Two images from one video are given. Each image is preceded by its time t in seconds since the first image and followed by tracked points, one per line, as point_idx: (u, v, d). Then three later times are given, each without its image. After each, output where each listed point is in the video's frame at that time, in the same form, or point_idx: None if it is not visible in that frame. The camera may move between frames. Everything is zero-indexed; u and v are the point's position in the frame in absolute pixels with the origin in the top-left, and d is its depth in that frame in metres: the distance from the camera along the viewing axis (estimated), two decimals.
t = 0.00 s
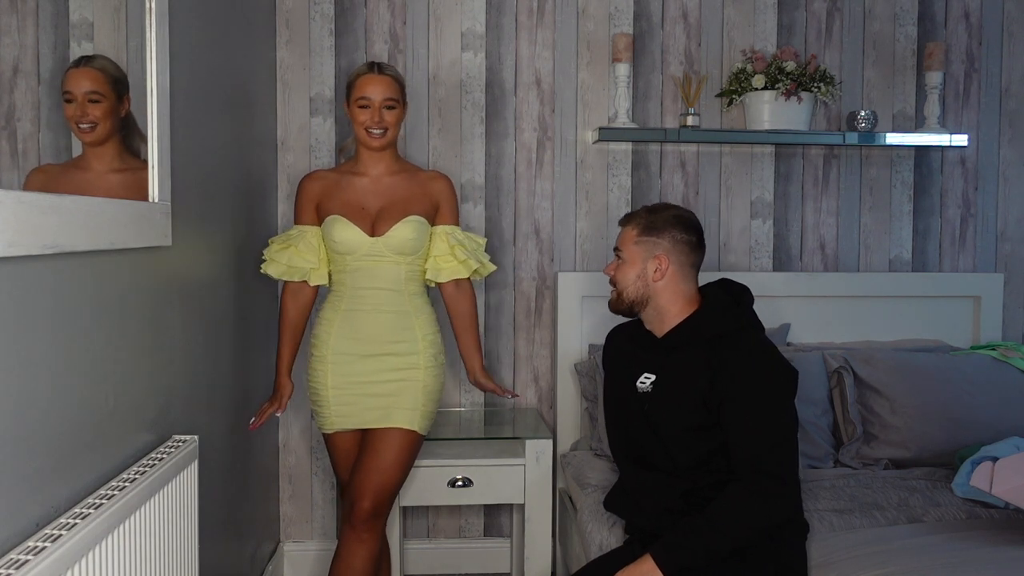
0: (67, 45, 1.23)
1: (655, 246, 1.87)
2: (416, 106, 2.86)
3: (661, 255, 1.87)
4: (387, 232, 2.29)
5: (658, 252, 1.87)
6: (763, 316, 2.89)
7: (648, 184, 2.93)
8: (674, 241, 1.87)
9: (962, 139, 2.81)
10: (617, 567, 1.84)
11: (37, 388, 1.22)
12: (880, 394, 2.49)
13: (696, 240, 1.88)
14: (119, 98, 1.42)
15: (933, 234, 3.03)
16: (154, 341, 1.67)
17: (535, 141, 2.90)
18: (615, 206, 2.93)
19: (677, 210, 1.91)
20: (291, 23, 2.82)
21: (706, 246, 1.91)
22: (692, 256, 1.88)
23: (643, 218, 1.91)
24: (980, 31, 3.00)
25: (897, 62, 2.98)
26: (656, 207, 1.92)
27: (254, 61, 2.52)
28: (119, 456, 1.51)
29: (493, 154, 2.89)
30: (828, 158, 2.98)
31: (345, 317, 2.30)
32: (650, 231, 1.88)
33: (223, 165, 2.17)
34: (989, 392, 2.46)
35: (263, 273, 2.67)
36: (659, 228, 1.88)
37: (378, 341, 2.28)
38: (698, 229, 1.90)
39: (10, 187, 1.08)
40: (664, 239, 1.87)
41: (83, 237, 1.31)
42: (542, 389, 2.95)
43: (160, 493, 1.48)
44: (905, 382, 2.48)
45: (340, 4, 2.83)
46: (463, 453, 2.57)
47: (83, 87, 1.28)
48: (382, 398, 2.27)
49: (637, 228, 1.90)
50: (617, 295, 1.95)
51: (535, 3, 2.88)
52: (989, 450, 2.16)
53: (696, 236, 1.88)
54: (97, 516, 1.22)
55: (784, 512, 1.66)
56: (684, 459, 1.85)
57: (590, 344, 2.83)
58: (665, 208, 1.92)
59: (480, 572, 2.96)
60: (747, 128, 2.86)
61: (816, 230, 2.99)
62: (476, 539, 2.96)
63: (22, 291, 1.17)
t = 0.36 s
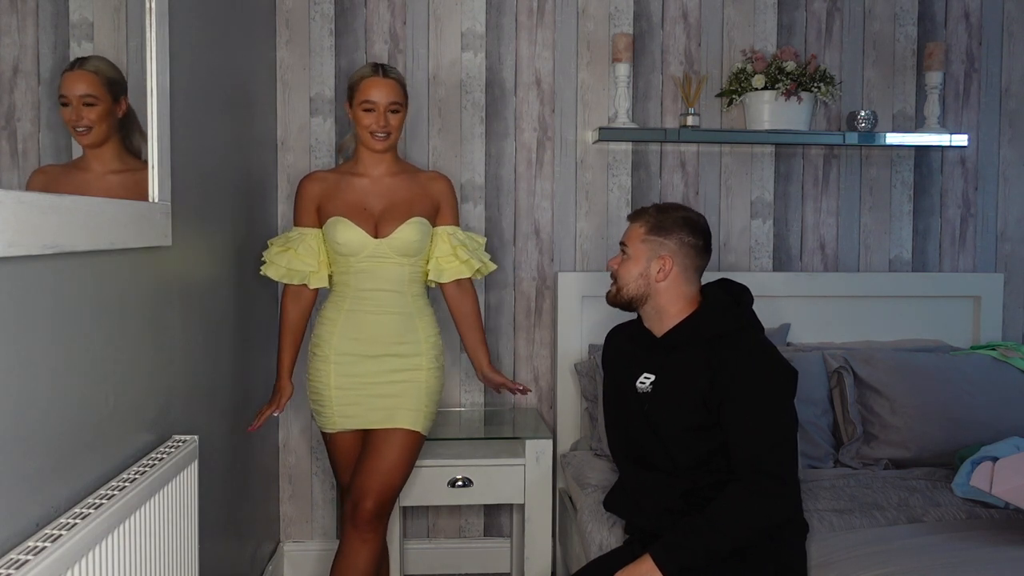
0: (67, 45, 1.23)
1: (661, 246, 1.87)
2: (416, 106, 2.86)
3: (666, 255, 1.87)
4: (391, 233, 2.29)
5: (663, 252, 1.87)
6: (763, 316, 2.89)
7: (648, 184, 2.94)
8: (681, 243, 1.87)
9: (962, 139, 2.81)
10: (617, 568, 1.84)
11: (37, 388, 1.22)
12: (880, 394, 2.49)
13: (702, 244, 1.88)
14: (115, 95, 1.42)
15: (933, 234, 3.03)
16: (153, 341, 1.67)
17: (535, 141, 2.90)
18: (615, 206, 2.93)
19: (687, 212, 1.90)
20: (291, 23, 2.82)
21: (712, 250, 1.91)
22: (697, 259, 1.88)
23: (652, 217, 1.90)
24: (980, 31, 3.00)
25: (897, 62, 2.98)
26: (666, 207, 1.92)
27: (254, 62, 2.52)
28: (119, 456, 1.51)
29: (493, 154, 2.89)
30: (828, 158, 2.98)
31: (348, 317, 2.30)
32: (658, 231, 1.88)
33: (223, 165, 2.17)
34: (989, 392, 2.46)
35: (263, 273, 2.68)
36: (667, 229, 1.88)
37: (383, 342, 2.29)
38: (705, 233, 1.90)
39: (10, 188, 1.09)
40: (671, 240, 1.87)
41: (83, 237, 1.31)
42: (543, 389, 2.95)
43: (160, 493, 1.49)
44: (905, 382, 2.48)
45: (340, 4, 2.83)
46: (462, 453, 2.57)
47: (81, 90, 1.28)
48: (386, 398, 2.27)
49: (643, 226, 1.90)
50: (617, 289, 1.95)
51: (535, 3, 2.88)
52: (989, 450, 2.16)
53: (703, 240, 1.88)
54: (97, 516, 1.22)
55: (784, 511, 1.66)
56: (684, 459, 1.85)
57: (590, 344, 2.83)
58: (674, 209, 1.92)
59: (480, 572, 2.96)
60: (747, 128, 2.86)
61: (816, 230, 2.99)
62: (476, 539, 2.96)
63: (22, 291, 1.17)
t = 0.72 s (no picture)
0: (67, 45, 1.23)
1: (661, 246, 1.87)
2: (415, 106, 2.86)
3: (667, 255, 1.87)
4: (396, 234, 2.29)
5: (664, 252, 1.87)
6: (763, 316, 2.89)
7: (648, 184, 2.94)
8: (681, 243, 1.87)
9: (962, 139, 2.81)
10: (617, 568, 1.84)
11: (37, 387, 1.22)
12: (880, 394, 2.49)
13: (703, 243, 1.88)
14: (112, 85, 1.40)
15: (933, 234, 3.03)
16: (153, 341, 1.67)
17: (535, 141, 2.90)
18: (615, 206, 2.93)
19: (688, 212, 1.90)
20: (291, 23, 2.82)
21: (713, 249, 1.91)
22: (698, 259, 1.88)
23: (654, 217, 1.90)
24: (980, 32, 3.00)
25: (897, 62, 2.98)
26: (669, 207, 1.92)
27: (254, 61, 2.52)
28: (119, 456, 1.51)
29: (493, 154, 2.89)
30: (828, 158, 2.98)
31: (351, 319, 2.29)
32: (658, 231, 1.88)
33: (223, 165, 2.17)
34: (988, 392, 2.46)
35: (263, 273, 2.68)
36: (667, 228, 1.88)
37: (386, 342, 2.29)
38: (706, 232, 1.89)
39: (11, 188, 1.09)
40: (671, 240, 1.87)
41: (83, 238, 1.31)
42: (543, 388, 2.95)
43: (160, 493, 1.49)
44: (905, 382, 2.48)
45: (340, 4, 2.83)
46: (462, 453, 2.57)
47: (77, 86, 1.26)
48: (390, 399, 2.27)
49: (645, 226, 1.90)
50: (617, 289, 1.95)
51: (535, 3, 2.88)
52: (989, 450, 2.16)
53: (704, 239, 1.88)
54: (97, 516, 1.22)
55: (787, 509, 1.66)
56: (684, 459, 1.85)
57: (590, 344, 2.83)
58: (676, 209, 1.92)
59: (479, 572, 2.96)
60: (747, 128, 2.86)
61: (816, 230, 2.99)
62: (476, 539, 2.96)
63: (22, 291, 1.17)
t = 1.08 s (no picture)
0: (67, 45, 1.23)
1: (659, 246, 1.87)
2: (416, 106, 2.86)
3: (665, 255, 1.87)
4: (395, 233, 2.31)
5: (662, 252, 1.87)
6: (762, 316, 2.89)
7: (648, 184, 2.94)
8: (679, 242, 1.87)
9: (962, 139, 2.81)
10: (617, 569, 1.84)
11: (37, 386, 1.22)
12: (880, 394, 2.49)
13: (700, 242, 1.88)
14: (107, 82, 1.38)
15: (933, 234, 3.03)
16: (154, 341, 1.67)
17: (535, 141, 2.90)
18: (615, 206, 2.93)
19: (684, 211, 1.91)
20: (291, 23, 2.82)
21: (710, 247, 1.92)
22: (696, 257, 1.88)
23: (649, 217, 1.90)
24: (980, 32, 3.00)
25: (897, 62, 2.98)
26: (664, 206, 1.92)
27: (254, 61, 2.52)
28: (119, 456, 1.51)
29: (493, 153, 2.89)
30: (828, 158, 2.98)
31: (352, 318, 2.30)
32: (655, 231, 1.88)
33: (223, 165, 2.17)
34: (988, 392, 2.47)
35: (263, 272, 2.68)
36: (664, 228, 1.88)
37: (387, 342, 2.29)
38: (703, 230, 1.90)
39: (10, 187, 1.09)
40: (668, 239, 1.87)
41: (83, 238, 1.31)
42: (543, 388, 2.95)
43: (160, 493, 1.49)
44: (906, 382, 2.48)
45: (340, 4, 2.83)
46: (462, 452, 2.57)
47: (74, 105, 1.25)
48: (391, 399, 2.27)
49: (641, 227, 1.90)
50: (618, 292, 1.95)
51: (535, 3, 2.88)
52: (989, 450, 2.16)
53: (701, 237, 1.89)
54: (97, 516, 1.22)
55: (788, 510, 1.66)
56: (684, 459, 1.85)
57: (590, 344, 2.83)
58: (672, 208, 1.92)
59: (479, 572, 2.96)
60: (747, 128, 2.86)
61: (816, 230, 2.99)
62: (476, 539, 2.96)
63: (22, 290, 1.18)
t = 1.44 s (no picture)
0: (67, 45, 1.23)
1: (660, 246, 1.87)
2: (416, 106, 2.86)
3: (666, 254, 1.87)
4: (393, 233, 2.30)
5: (663, 251, 1.87)
6: (763, 316, 2.89)
7: (648, 184, 2.94)
8: (679, 241, 1.87)
9: (962, 139, 2.81)
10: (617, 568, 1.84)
11: (36, 386, 1.22)
12: (880, 393, 2.49)
13: (701, 241, 1.88)
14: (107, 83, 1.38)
15: (933, 234, 3.03)
16: (153, 341, 1.67)
17: (535, 141, 2.90)
18: (615, 206, 2.93)
19: (684, 211, 1.90)
20: (291, 23, 2.82)
21: (711, 247, 1.91)
22: (697, 256, 1.88)
23: (650, 217, 1.90)
24: (980, 32, 3.00)
25: (897, 62, 2.98)
26: (665, 206, 1.92)
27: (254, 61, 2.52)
28: (119, 456, 1.51)
29: (493, 153, 2.89)
30: (828, 158, 2.98)
31: (351, 318, 2.30)
32: (656, 230, 1.88)
33: (223, 164, 2.17)
34: (988, 392, 2.46)
35: (263, 272, 2.68)
36: (665, 227, 1.87)
37: (386, 342, 2.29)
38: (703, 230, 1.90)
39: (10, 187, 1.09)
40: (669, 238, 1.87)
41: (83, 238, 1.31)
42: (543, 388, 2.95)
43: (160, 493, 1.49)
44: (906, 381, 2.48)
45: (340, 4, 2.83)
46: (462, 452, 2.57)
47: (76, 111, 1.25)
48: (389, 399, 2.27)
49: (641, 227, 1.90)
50: (618, 291, 1.94)
51: (535, 3, 2.88)
52: (989, 450, 2.16)
53: (701, 237, 1.88)
54: (97, 516, 1.22)
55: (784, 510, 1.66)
56: (684, 459, 1.85)
57: (590, 344, 2.83)
58: (672, 208, 1.92)
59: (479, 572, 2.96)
60: (747, 128, 2.86)
61: (816, 230, 2.99)
62: (476, 539, 2.96)
63: (22, 291, 1.17)
